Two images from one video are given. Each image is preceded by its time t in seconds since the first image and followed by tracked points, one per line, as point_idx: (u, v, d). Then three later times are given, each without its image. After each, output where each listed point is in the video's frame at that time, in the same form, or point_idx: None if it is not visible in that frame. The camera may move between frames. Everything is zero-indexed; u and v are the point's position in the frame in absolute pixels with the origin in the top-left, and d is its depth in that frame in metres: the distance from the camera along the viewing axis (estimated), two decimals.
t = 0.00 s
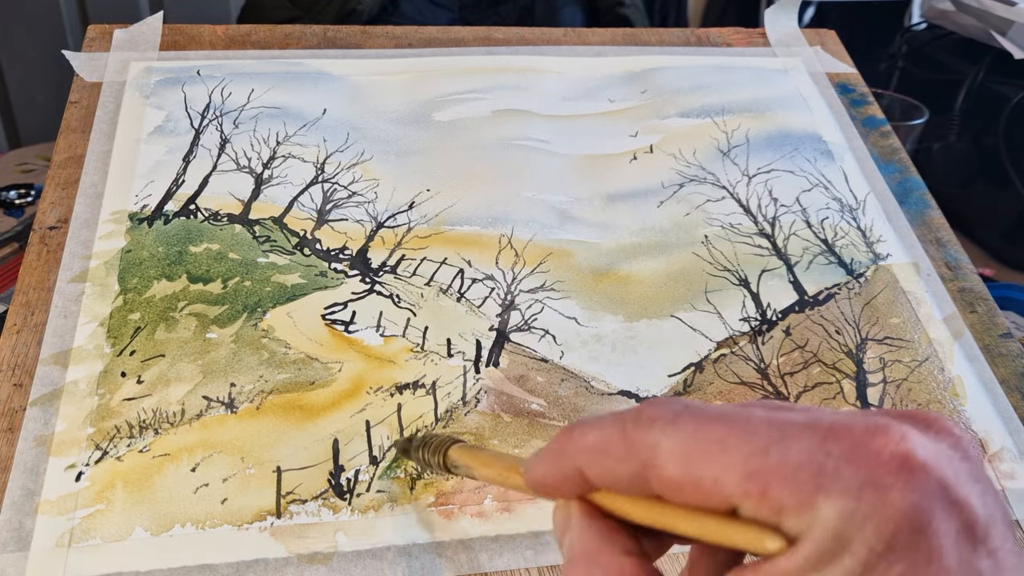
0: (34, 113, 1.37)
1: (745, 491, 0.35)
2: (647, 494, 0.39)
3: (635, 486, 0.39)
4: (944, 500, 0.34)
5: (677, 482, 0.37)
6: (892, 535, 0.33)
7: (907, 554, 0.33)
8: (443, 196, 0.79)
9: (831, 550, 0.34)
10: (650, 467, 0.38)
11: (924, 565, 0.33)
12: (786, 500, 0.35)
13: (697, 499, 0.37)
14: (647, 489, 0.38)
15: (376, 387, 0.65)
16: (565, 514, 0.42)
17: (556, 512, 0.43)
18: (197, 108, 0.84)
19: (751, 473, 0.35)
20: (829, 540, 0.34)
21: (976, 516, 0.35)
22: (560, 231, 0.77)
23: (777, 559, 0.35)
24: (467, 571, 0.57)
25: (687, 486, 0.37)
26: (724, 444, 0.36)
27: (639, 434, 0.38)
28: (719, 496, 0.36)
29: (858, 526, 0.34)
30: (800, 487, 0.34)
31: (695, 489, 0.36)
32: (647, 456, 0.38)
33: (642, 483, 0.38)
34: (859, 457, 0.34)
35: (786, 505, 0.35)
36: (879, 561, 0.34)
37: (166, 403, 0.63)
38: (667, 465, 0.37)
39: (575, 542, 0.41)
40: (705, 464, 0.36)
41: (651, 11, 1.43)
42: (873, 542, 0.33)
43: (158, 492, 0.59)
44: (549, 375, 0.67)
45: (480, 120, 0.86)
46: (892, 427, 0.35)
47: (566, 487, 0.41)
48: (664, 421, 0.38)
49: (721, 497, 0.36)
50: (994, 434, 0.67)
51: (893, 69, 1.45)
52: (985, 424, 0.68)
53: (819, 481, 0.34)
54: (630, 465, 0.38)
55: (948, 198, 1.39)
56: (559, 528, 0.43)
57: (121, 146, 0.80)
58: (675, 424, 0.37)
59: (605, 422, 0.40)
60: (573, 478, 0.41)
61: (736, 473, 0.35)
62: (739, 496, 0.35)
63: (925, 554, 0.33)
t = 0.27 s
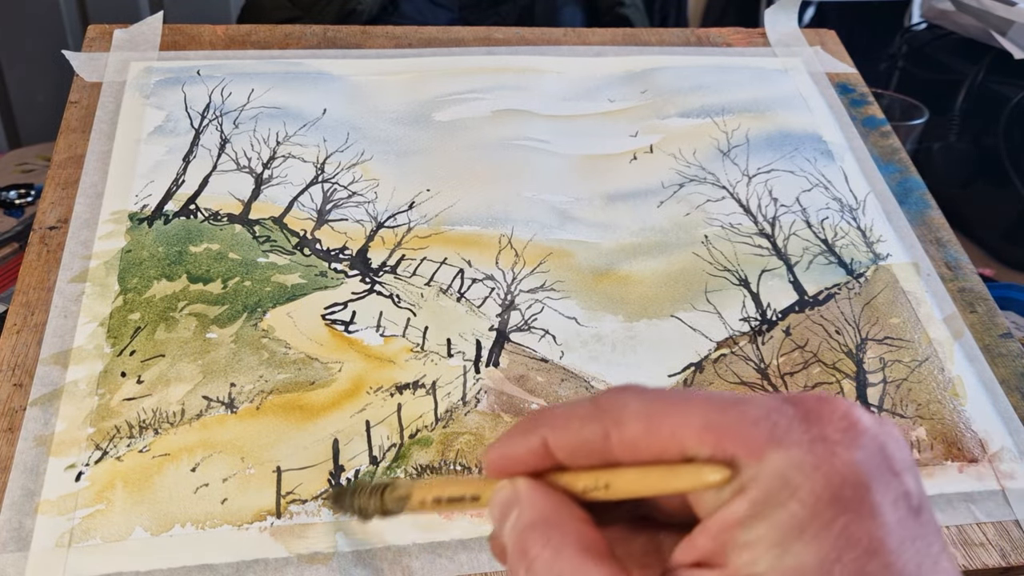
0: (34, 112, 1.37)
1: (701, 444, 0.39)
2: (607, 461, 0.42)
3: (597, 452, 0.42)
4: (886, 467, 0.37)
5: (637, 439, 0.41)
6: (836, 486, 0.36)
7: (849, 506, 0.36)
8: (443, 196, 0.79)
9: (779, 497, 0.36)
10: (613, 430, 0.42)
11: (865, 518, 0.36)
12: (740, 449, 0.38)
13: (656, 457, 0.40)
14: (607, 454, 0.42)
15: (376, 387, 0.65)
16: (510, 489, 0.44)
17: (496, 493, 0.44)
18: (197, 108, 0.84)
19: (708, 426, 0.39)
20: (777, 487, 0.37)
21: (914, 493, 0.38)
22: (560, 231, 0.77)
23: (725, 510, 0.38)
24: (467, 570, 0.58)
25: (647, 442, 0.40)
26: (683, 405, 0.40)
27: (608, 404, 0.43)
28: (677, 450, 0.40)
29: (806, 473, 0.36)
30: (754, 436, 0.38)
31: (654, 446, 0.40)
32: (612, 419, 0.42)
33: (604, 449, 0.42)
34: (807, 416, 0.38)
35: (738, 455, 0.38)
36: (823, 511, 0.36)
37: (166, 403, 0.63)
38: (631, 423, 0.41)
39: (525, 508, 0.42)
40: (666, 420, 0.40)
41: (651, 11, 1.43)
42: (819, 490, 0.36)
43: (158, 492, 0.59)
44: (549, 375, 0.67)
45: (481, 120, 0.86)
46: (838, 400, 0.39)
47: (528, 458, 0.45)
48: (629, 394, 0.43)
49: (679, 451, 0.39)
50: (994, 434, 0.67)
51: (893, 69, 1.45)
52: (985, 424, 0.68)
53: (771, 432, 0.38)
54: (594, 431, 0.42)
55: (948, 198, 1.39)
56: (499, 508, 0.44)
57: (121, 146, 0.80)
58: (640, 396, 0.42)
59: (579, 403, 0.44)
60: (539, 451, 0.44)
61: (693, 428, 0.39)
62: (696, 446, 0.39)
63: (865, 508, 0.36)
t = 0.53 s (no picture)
0: (33, 112, 1.37)
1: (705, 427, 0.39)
2: (608, 446, 0.42)
3: (597, 440, 0.42)
4: (883, 452, 0.38)
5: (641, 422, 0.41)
6: (835, 462, 0.37)
7: (848, 482, 0.37)
8: (443, 196, 0.79)
9: (780, 471, 0.37)
10: (615, 416, 0.42)
11: (863, 494, 0.36)
12: (740, 426, 0.39)
13: (656, 439, 0.40)
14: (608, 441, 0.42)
15: (376, 387, 0.65)
16: (510, 473, 0.43)
17: (496, 478, 0.44)
18: (197, 108, 0.84)
19: (712, 406, 0.39)
20: (777, 462, 0.37)
21: (909, 482, 0.38)
22: (560, 231, 0.77)
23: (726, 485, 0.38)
24: (467, 571, 0.58)
25: (647, 423, 0.40)
26: (685, 389, 0.40)
27: (609, 391, 0.43)
28: (678, 432, 0.40)
29: (806, 449, 0.37)
30: (757, 415, 0.39)
31: (655, 427, 0.40)
32: (615, 405, 0.42)
33: (606, 435, 0.42)
34: (809, 400, 0.39)
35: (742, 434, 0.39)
36: (824, 485, 0.36)
37: (166, 403, 0.63)
38: (633, 407, 0.41)
39: (525, 487, 0.42)
40: (669, 402, 0.40)
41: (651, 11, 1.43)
42: (819, 465, 0.37)
43: (158, 492, 0.59)
44: (549, 375, 0.67)
45: (481, 120, 0.86)
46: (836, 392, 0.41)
47: (530, 448, 0.44)
48: (631, 382, 0.43)
49: (681, 431, 0.40)
50: (994, 434, 0.67)
51: (893, 69, 1.45)
52: (985, 424, 0.68)
53: (773, 413, 0.39)
54: (596, 418, 0.42)
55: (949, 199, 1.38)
56: (496, 493, 0.44)
57: (121, 146, 0.80)
58: (641, 383, 0.42)
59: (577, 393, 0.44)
60: (540, 441, 0.44)
61: (695, 409, 0.39)
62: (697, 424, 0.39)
63: (863, 485, 0.37)
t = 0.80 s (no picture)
0: (33, 112, 1.37)
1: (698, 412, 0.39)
2: (600, 437, 0.43)
3: (591, 430, 0.43)
4: (871, 455, 0.38)
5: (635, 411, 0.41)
6: (826, 457, 0.37)
7: (838, 477, 0.37)
8: (443, 196, 0.79)
9: (771, 462, 0.37)
10: (610, 407, 0.42)
11: (852, 489, 0.37)
12: (732, 415, 0.38)
13: (649, 428, 0.41)
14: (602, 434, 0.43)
15: (376, 387, 0.65)
16: (499, 464, 0.44)
17: (484, 468, 0.44)
18: (197, 108, 0.84)
19: (706, 396, 0.39)
20: (768, 454, 0.37)
21: (894, 482, 0.39)
22: (560, 231, 0.77)
23: (714, 473, 0.38)
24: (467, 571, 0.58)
25: (641, 412, 0.41)
26: (681, 382, 0.41)
27: (606, 385, 0.43)
28: (671, 419, 0.40)
29: (797, 442, 0.37)
30: (749, 407, 0.38)
31: (649, 417, 0.41)
32: (610, 397, 0.42)
33: (599, 426, 0.43)
34: (803, 397, 0.38)
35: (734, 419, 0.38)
36: (814, 478, 0.37)
37: (166, 403, 0.63)
38: (628, 398, 0.42)
39: (513, 477, 0.42)
40: (664, 393, 0.41)
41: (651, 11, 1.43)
42: (809, 458, 0.37)
43: (158, 492, 0.59)
44: (549, 375, 0.67)
45: (481, 120, 0.86)
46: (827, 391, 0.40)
47: (523, 441, 0.45)
48: (626, 377, 0.43)
49: (674, 419, 0.40)
50: (994, 434, 0.67)
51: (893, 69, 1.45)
52: (985, 424, 0.68)
53: (765, 407, 0.38)
54: (590, 411, 0.43)
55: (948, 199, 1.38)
56: (484, 484, 0.44)
57: (121, 146, 0.80)
58: (636, 378, 0.43)
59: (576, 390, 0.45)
60: (534, 434, 0.45)
61: (689, 398, 0.39)
62: (690, 412, 0.39)
63: (852, 481, 0.37)
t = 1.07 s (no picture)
0: (33, 112, 1.37)
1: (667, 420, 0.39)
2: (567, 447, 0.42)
3: (557, 441, 0.42)
4: (841, 453, 0.39)
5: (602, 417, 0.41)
6: (797, 457, 0.38)
7: (811, 478, 0.38)
8: (443, 196, 0.79)
9: (742, 466, 0.37)
10: (576, 416, 0.42)
11: (825, 490, 0.37)
12: (703, 421, 0.39)
13: (617, 437, 0.41)
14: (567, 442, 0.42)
15: (376, 387, 0.65)
16: (461, 479, 0.43)
17: (446, 484, 0.43)
18: (197, 108, 0.84)
19: (675, 403, 0.39)
20: (738, 458, 0.38)
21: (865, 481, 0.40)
22: (560, 231, 0.77)
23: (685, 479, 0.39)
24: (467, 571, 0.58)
25: (609, 419, 0.41)
26: (648, 389, 0.41)
27: (572, 392, 0.43)
28: (639, 427, 0.40)
29: (769, 443, 0.38)
30: (719, 411, 0.39)
31: (617, 424, 0.41)
32: (577, 406, 0.42)
33: (566, 436, 0.42)
34: (772, 398, 0.40)
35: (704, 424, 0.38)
36: (786, 480, 0.37)
37: (166, 403, 0.63)
38: (595, 406, 0.42)
39: (477, 491, 0.41)
40: (632, 400, 0.41)
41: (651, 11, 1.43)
42: (781, 459, 0.38)
43: (158, 492, 0.59)
44: (549, 375, 0.67)
45: (481, 120, 0.86)
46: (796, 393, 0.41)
47: (486, 455, 0.44)
48: (591, 385, 0.43)
49: (643, 426, 0.40)
50: (994, 434, 0.67)
51: (893, 69, 1.45)
52: (985, 424, 0.68)
53: (735, 409, 0.39)
54: (556, 421, 0.42)
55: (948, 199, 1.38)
56: (445, 501, 0.43)
57: (121, 146, 0.80)
58: (603, 386, 0.43)
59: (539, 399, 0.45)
60: (497, 446, 0.44)
61: (658, 405, 0.40)
62: (659, 419, 0.39)
63: (824, 481, 0.38)
